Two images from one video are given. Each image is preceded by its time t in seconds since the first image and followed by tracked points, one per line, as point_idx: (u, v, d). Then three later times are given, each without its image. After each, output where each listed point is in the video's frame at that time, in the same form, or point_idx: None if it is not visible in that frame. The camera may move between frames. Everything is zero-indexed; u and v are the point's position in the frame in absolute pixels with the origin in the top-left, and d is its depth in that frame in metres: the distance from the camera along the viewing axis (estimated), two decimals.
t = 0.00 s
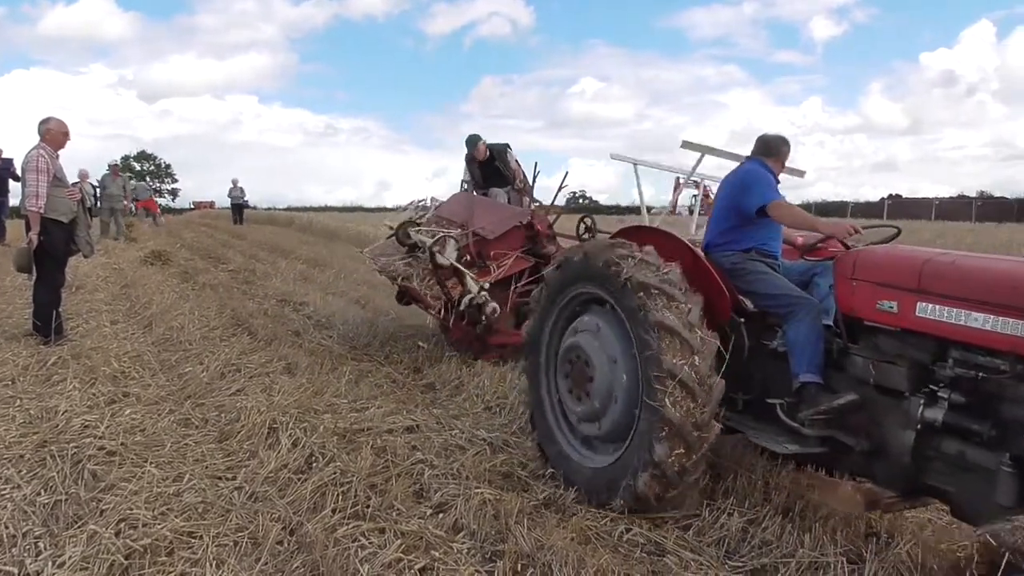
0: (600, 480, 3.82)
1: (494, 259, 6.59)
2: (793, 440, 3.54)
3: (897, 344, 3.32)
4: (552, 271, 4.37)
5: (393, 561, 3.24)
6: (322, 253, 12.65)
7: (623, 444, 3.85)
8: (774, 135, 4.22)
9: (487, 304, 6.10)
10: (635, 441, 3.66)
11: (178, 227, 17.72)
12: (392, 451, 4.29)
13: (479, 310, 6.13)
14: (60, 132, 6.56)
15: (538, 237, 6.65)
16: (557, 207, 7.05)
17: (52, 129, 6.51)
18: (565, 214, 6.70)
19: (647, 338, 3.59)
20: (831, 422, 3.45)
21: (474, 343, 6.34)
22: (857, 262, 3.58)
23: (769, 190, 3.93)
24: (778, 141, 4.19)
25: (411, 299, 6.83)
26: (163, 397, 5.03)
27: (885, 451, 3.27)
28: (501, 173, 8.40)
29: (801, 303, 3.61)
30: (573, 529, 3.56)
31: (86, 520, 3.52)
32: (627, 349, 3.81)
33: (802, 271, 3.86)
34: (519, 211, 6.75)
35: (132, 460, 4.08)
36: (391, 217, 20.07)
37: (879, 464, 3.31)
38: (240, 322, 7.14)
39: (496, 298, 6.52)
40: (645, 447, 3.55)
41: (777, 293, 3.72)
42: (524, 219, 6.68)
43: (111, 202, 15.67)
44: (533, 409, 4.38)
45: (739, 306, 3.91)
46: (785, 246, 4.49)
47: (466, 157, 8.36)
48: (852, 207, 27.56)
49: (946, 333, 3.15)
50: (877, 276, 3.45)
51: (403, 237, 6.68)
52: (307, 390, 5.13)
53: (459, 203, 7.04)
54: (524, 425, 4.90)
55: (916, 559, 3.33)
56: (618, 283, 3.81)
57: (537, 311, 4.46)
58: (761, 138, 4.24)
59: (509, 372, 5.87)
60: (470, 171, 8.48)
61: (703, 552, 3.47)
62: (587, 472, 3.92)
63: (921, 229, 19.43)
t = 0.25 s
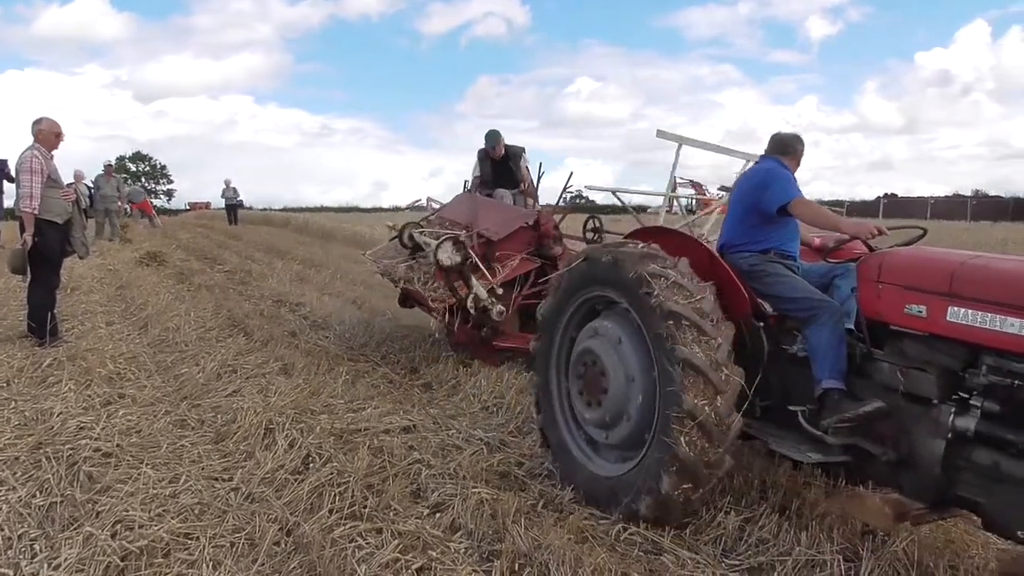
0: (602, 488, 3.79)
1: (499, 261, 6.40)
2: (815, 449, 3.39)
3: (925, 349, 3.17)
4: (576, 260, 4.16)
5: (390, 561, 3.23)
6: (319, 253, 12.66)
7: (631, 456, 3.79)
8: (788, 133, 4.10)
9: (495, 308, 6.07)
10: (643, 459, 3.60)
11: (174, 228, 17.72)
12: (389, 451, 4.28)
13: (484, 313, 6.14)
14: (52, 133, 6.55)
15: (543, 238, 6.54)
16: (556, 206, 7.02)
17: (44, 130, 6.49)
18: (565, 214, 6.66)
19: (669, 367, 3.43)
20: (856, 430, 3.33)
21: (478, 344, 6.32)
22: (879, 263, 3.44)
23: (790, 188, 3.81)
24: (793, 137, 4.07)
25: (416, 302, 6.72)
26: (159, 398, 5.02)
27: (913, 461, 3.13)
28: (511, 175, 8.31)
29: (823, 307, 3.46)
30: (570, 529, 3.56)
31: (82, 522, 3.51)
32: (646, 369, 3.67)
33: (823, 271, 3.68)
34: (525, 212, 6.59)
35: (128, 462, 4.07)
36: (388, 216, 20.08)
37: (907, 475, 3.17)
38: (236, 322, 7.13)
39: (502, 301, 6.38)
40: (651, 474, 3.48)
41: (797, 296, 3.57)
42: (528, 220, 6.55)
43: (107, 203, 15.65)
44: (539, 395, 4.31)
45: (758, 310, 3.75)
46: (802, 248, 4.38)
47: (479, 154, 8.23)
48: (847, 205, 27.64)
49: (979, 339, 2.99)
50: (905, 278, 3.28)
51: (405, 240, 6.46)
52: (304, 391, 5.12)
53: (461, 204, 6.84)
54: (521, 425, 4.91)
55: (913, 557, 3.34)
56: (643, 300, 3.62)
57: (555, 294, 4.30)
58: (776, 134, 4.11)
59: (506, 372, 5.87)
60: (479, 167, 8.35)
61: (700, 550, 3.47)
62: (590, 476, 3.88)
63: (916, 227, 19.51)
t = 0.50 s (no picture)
0: (605, 490, 3.76)
1: (505, 261, 6.41)
2: (838, 457, 3.35)
3: (953, 354, 3.16)
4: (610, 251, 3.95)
5: (387, 559, 3.23)
6: (314, 252, 12.65)
7: (637, 466, 3.74)
8: (804, 131, 4.07)
9: (500, 310, 5.90)
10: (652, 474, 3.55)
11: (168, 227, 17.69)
12: (385, 449, 4.28)
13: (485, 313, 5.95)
14: (44, 131, 6.52)
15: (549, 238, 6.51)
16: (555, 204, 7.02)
17: (36, 128, 6.46)
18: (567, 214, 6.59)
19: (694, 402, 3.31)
20: (881, 438, 3.28)
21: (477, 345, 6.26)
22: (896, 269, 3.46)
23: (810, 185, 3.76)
24: (809, 135, 4.04)
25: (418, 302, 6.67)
26: (154, 397, 5.01)
27: (941, 470, 3.07)
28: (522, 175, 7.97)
29: (847, 310, 3.42)
30: (566, 526, 3.57)
31: (78, 522, 3.50)
32: (667, 392, 3.57)
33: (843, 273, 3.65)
34: (531, 212, 6.58)
35: (123, 461, 4.06)
36: (383, 215, 20.07)
37: (933, 483, 3.12)
38: (231, 321, 7.12)
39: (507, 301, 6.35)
40: (661, 493, 3.44)
41: (820, 299, 3.53)
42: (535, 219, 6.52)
43: (100, 201, 15.59)
44: (551, 376, 4.24)
45: (776, 313, 3.70)
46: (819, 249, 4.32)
47: (492, 147, 7.82)
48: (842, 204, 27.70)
49: (1011, 343, 2.98)
50: (934, 282, 3.28)
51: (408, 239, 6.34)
52: (300, 390, 5.11)
53: (465, 203, 6.84)
54: (518, 424, 4.90)
55: (910, 554, 3.35)
56: (673, 324, 3.47)
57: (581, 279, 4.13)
58: (791, 133, 4.09)
59: (503, 371, 5.86)
60: (491, 160, 7.89)
61: (697, 548, 3.47)
62: (595, 474, 3.85)
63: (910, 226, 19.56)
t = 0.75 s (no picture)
0: (602, 490, 3.73)
1: (503, 260, 6.16)
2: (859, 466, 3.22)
3: (980, 360, 3.09)
4: (639, 251, 3.66)
5: (377, 557, 3.23)
6: (305, 249, 12.61)
7: (637, 470, 3.69)
8: (819, 128, 4.01)
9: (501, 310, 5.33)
10: (653, 486, 3.51)
11: (158, 224, 17.62)
12: (376, 447, 4.27)
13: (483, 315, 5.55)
14: (33, 128, 6.49)
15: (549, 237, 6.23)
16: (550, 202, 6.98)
17: (24, 125, 6.43)
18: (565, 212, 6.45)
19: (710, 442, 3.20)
20: (903, 446, 3.16)
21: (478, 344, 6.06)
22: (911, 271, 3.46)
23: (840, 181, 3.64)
24: (826, 131, 3.96)
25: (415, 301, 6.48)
26: (144, 395, 4.99)
27: (967, 480, 2.95)
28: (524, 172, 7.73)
29: (867, 313, 3.33)
30: (557, 524, 3.58)
31: (67, 520, 3.49)
32: (682, 416, 3.44)
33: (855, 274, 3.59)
34: (532, 209, 6.29)
35: (113, 459, 4.04)
36: (372, 213, 20.07)
37: (958, 493, 3.00)
38: (222, 319, 7.09)
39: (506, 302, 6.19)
40: (660, 512, 3.41)
41: (838, 301, 3.43)
42: (536, 218, 6.23)
43: (89, 198, 15.52)
44: (557, 356, 4.10)
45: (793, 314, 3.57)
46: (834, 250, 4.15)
47: (499, 140, 7.56)
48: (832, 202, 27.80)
49: None
50: (959, 285, 3.23)
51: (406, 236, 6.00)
52: (291, 387, 5.09)
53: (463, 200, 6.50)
54: (509, 421, 4.91)
55: (898, 551, 3.36)
56: (700, 357, 3.28)
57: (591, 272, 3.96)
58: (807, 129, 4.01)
59: (494, 369, 5.86)
60: (497, 154, 7.62)
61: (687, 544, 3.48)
62: (592, 471, 3.80)
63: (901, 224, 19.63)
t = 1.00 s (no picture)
0: (602, 486, 3.71)
1: (506, 258, 6.11)
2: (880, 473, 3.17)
3: (1005, 363, 3.04)
4: (671, 259, 3.47)
5: (371, 553, 3.23)
6: (297, 246, 12.58)
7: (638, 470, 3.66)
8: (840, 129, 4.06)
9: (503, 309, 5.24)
10: (653, 495, 3.48)
11: (149, 220, 17.55)
12: (369, 444, 4.27)
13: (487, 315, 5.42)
14: (22, 123, 6.44)
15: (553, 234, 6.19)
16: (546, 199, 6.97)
17: (13, 120, 6.38)
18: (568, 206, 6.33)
19: (720, 474, 3.12)
20: (924, 452, 3.14)
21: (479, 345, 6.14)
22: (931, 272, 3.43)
23: (860, 175, 3.65)
24: (847, 130, 4.02)
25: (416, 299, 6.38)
26: (135, 392, 4.97)
27: (993, 486, 2.94)
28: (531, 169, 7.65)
29: (886, 315, 3.32)
30: (551, 520, 3.59)
31: (58, 517, 3.47)
32: (694, 438, 3.35)
33: (871, 275, 3.60)
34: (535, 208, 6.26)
35: (105, 457, 4.02)
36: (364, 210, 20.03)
37: (983, 500, 2.99)
38: (214, 316, 7.06)
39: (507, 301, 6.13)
40: (660, 526, 3.38)
41: (857, 302, 3.42)
42: (540, 215, 6.20)
43: (79, 194, 15.43)
44: (568, 337, 3.99)
45: (808, 316, 3.56)
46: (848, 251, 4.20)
47: (503, 137, 7.52)
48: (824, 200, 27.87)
49: None
50: (983, 286, 3.18)
51: (406, 234, 5.84)
52: (284, 384, 5.08)
53: (467, 196, 6.35)
54: (502, 418, 4.91)
55: (889, 545, 3.39)
56: (721, 390, 3.16)
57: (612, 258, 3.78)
58: (828, 128, 4.08)
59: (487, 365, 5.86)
60: (503, 152, 7.57)
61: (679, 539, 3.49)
62: (593, 465, 3.78)
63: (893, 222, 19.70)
